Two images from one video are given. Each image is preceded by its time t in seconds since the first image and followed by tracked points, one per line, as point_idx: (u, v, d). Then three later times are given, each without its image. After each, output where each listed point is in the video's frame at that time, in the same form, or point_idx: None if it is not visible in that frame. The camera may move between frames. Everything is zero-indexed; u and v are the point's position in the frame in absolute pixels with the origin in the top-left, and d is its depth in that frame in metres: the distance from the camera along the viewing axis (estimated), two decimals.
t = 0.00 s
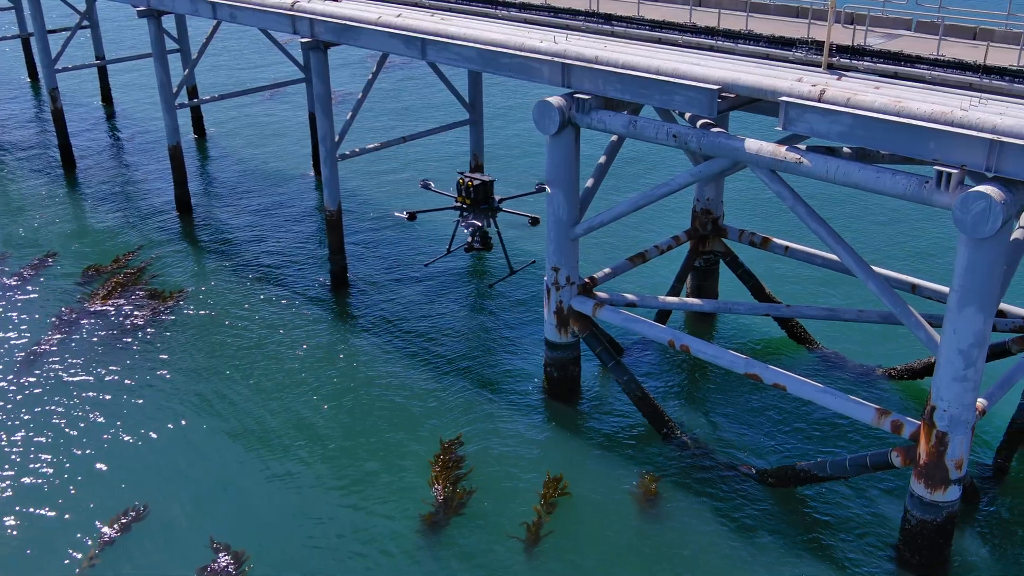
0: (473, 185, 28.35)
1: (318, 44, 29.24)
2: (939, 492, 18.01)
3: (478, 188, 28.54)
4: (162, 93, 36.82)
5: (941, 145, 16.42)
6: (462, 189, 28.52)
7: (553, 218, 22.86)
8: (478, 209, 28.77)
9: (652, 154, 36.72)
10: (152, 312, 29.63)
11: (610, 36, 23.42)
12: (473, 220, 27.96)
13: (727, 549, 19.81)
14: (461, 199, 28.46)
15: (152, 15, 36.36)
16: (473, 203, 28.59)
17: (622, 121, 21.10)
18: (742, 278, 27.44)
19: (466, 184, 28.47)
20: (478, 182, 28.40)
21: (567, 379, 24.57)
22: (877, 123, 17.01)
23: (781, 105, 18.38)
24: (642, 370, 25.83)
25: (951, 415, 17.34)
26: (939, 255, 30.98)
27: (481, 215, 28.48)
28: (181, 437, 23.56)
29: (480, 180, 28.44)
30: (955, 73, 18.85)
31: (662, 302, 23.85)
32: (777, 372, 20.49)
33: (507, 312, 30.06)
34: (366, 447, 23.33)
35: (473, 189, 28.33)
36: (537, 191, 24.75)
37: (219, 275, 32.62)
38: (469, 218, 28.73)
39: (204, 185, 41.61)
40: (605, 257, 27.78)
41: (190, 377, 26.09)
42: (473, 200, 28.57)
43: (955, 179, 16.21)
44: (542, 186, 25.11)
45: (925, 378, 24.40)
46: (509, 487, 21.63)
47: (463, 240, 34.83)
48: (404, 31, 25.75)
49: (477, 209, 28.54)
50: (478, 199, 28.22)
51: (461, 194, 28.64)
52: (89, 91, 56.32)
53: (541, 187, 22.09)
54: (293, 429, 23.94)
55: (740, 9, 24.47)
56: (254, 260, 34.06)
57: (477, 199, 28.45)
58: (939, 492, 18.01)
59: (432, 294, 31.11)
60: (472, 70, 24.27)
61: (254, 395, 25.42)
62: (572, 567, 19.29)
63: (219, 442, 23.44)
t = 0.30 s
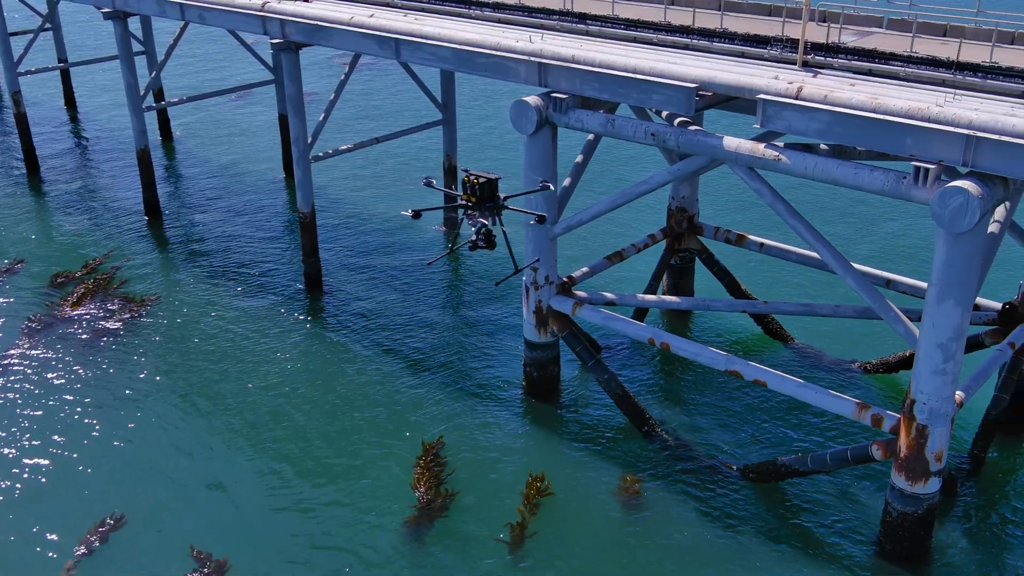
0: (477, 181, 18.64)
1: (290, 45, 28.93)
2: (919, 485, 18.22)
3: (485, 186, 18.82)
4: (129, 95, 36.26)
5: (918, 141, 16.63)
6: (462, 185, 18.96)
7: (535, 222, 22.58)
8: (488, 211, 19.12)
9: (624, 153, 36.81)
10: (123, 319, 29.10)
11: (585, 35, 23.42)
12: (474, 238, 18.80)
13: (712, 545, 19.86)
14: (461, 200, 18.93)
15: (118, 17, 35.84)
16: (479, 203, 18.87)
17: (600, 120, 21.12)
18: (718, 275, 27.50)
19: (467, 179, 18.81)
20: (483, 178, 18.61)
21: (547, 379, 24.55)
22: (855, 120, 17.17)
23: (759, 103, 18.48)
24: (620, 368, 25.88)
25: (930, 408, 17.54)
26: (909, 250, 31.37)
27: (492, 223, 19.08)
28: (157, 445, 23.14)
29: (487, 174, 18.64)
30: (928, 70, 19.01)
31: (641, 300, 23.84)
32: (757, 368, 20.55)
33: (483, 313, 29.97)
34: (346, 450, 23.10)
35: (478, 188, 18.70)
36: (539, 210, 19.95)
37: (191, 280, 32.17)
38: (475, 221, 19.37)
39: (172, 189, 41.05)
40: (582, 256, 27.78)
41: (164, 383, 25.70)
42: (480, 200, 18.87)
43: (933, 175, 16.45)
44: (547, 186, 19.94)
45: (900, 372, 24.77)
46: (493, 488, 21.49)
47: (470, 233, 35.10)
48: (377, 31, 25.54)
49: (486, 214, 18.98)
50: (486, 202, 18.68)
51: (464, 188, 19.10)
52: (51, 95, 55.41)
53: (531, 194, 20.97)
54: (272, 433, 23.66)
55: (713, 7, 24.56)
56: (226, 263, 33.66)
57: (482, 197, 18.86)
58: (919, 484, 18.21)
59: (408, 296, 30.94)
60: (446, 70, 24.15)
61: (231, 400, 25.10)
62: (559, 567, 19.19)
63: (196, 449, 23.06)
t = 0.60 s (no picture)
0: (489, 184, 18.76)
1: (261, 46, 28.60)
2: (901, 477, 18.41)
3: (496, 188, 18.94)
4: (95, 98, 35.72)
5: (894, 137, 16.81)
6: (472, 187, 19.02)
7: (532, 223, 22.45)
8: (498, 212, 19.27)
9: (596, 152, 36.87)
10: (94, 326, 28.64)
11: (560, 34, 23.42)
12: (488, 239, 18.97)
13: (696, 541, 19.92)
14: (474, 201, 18.99)
15: (82, 19, 35.30)
16: (491, 205, 19.01)
17: (578, 119, 21.15)
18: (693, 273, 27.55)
19: (478, 181, 18.88)
20: (495, 181, 18.74)
21: (527, 379, 24.51)
22: (833, 117, 17.32)
23: (737, 101, 18.59)
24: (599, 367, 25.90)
25: (910, 401, 17.75)
26: (879, 246, 31.71)
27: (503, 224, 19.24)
28: (133, 453, 22.78)
29: (498, 176, 18.80)
30: (902, 67, 19.16)
31: (620, 298, 23.87)
32: (738, 364, 20.66)
33: (459, 313, 29.87)
34: (327, 454, 22.90)
35: (490, 190, 18.81)
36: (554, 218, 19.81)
37: (162, 285, 31.74)
38: (485, 221, 19.51)
39: (139, 193, 40.48)
40: (558, 255, 27.77)
41: (138, 389, 25.34)
42: (491, 202, 19.00)
43: (911, 170, 16.63)
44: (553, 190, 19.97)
45: (875, 365, 25.04)
46: (476, 490, 21.40)
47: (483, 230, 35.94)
48: (349, 31, 25.34)
49: (497, 215, 19.14)
50: (499, 204, 18.83)
51: (473, 190, 19.14)
52: (12, 99, 54.51)
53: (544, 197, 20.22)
54: (250, 438, 23.41)
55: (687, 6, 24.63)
56: (198, 267, 33.25)
57: (493, 199, 18.98)
58: (900, 476, 18.42)
59: (382, 298, 30.75)
60: (421, 71, 24.02)
61: (207, 405, 24.78)
62: (546, 568, 19.14)
63: (174, 456, 22.74)
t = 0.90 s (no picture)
0: (504, 181, 18.31)
1: (232, 48, 28.26)
2: (882, 469, 18.64)
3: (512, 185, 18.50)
4: (59, 102, 35.12)
5: (874, 133, 17.00)
6: (487, 184, 18.61)
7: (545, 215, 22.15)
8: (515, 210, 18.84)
9: (568, 151, 36.91)
10: (65, 333, 28.16)
11: (535, 33, 23.43)
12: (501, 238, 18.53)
13: (682, 537, 20.01)
14: (489, 200, 18.61)
15: (46, 21, 34.73)
16: (507, 203, 18.57)
17: (557, 118, 21.13)
18: (669, 270, 27.67)
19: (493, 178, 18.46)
20: (509, 178, 18.27)
21: (508, 379, 24.48)
22: (812, 113, 17.48)
23: (717, 99, 18.70)
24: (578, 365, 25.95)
25: (891, 393, 17.97)
26: (850, 241, 32.06)
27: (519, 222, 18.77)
28: (110, 461, 22.41)
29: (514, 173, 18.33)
30: (876, 63, 19.41)
31: (599, 297, 23.90)
32: (720, 360, 20.78)
33: (436, 313, 29.75)
34: (308, 457, 22.70)
35: (504, 188, 18.37)
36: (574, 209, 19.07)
37: (132, 290, 31.31)
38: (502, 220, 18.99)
39: (105, 198, 39.90)
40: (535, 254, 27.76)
41: (113, 396, 24.95)
42: (507, 200, 18.54)
43: (890, 166, 16.80)
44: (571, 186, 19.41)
45: (851, 358, 25.32)
46: (460, 491, 21.32)
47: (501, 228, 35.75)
48: (322, 31, 25.12)
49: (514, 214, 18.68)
50: (515, 201, 18.36)
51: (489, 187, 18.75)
52: None
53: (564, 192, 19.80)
54: (229, 443, 23.13)
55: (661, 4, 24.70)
56: (169, 271, 32.81)
57: (508, 196, 18.45)
58: (882, 468, 18.65)
59: (357, 299, 30.55)
60: (396, 71, 23.88)
61: (184, 410, 24.46)
62: (533, 568, 19.12)
63: (152, 462, 22.41)
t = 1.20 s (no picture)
0: (520, 176, 18.70)
1: (202, 49, 27.96)
2: (864, 460, 18.89)
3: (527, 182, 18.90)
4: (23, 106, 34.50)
5: (852, 129, 17.23)
6: (503, 181, 18.98)
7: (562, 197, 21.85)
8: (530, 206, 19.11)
9: (539, 150, 36.95)
10: (35, 341, 27.66)
11: (510, 33, 23.47)
12: (517, 232, 18.71)
13: (668, 532, 20.12)
14: (505, 195, 18.93)
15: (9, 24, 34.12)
16: (523, 199, 18.87)
17: (536, 117, 21.14)
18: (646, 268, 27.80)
19: (509, 175, 18.84)
20: (526, 173, 18.67)
21: (488, 378, 24.44)
22: (791, 110, 17.67)
23: (696, 97, 18.84)
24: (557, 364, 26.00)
25: (872, 385, 18.20)
26: (820, 236, 32.43)
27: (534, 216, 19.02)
28: (87, 469, 22.05)
29: (530, 169, 18.74)
30: (851, 60, 19.64)
31: (579, 295, 23.94)
32: (701, 356, 20.92)
33: (412, 314, 29.63)
34: (289, 460, 22.52)
35: (521, 183, 18.77)
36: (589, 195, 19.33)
37: (102, 296, 30.84)
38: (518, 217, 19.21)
39: (70, 203, 39.26)
40: (511, 253, 27.77)
41: (87, 404, 24.55)
42: (523, 195, 18.86)
43: (869, 161, 17.03)
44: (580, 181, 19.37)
45: (827, 352, 25.66)
46: (445, 492, 21.27)
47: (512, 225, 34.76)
48: (295, 32, 24.90)
49: (529, 209, 18.94)
50: (532, 196, 18.67)
51: (505, 185, 19.10)
52: None
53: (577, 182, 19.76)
54: (208, 448, 22.87)
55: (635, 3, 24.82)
56: (139, 276, 32.36)
57: (525, 192, 18.85)
58: (864, 460, 18.89)
59: (332, 300, 30.36)
60: (371, 71, 23.75)
61: (161, 416, 24.15)
62: (522, 567, 19.13)
63: (130, 470, 22.10)
